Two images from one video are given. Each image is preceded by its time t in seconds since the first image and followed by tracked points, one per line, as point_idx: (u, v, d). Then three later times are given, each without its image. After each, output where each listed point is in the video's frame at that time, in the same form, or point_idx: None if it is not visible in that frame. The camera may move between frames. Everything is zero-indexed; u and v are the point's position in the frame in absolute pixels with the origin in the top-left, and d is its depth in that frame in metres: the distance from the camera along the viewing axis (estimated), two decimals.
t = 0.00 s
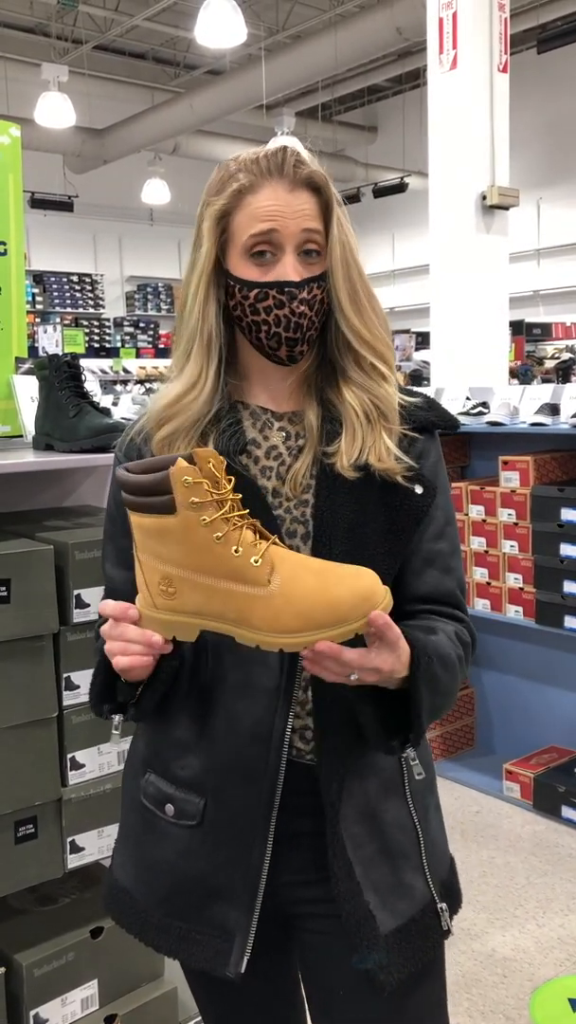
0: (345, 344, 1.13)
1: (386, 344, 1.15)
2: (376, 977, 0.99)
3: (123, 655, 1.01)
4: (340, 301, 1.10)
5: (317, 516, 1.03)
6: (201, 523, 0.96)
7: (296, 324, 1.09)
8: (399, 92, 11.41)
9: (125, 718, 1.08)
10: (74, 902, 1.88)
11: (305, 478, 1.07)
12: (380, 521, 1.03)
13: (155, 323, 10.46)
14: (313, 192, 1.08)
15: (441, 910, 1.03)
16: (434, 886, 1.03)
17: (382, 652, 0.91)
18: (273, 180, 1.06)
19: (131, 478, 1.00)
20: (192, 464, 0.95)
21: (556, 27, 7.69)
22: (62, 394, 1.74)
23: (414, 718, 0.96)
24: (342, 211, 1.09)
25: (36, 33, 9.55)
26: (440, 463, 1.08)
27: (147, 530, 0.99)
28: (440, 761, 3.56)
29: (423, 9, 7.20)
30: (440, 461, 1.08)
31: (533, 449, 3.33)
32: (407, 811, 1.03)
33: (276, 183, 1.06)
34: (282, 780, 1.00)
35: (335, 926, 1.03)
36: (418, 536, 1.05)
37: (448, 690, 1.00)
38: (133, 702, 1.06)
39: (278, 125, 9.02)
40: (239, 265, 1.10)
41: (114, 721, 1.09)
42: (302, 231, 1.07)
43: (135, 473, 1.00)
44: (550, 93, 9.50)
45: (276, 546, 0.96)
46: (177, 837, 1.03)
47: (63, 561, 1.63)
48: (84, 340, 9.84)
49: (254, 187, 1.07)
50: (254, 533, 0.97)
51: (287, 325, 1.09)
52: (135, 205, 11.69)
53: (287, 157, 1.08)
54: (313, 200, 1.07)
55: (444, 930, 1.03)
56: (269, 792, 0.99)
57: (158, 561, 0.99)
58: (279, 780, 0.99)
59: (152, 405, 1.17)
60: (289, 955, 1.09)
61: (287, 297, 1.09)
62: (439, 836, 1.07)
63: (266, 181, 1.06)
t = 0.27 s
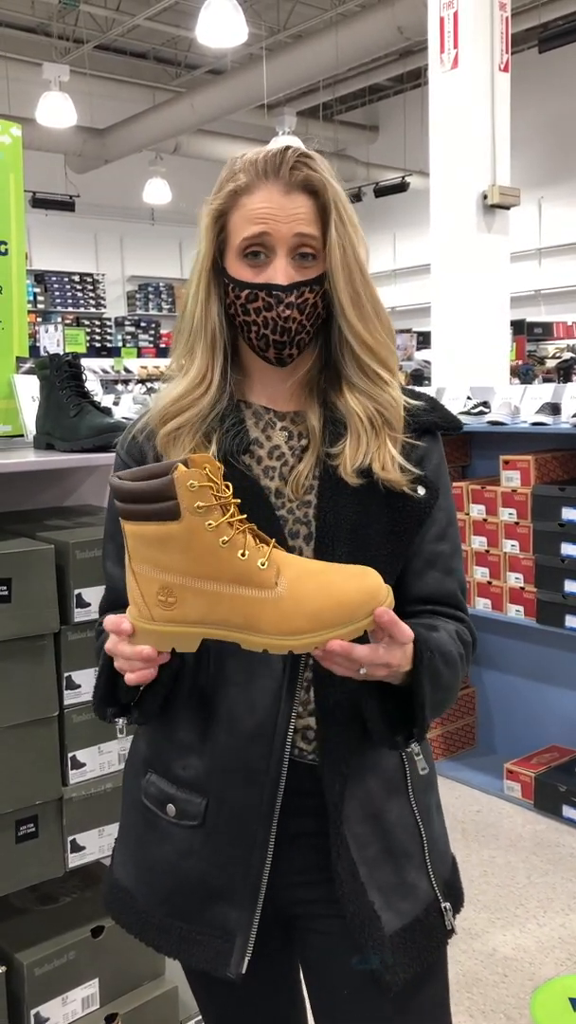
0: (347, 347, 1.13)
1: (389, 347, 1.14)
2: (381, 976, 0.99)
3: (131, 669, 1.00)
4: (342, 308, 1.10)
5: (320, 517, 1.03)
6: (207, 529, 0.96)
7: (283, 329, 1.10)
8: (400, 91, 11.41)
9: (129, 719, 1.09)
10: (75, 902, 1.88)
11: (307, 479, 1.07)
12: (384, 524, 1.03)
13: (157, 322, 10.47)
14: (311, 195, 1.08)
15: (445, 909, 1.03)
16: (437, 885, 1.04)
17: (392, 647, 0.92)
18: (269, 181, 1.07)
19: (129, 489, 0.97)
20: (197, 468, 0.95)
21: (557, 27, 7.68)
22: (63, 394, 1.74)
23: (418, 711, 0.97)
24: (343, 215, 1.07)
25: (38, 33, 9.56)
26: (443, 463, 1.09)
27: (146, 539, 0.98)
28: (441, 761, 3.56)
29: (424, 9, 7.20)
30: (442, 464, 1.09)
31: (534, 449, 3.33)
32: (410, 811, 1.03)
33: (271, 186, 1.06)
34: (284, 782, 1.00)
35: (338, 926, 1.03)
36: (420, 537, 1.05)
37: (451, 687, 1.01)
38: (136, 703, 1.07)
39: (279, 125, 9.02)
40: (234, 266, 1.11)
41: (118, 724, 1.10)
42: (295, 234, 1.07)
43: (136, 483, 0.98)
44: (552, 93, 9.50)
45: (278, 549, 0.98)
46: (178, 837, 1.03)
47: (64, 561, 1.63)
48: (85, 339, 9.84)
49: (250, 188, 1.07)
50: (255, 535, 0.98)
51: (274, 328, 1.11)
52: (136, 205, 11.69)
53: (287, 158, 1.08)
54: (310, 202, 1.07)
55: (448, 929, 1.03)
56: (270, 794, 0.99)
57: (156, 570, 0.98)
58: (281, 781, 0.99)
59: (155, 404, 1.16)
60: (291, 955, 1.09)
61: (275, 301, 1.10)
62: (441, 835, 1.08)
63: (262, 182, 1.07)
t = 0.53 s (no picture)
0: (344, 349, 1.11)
1: (387, 350, 1.14)
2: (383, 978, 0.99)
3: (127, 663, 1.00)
4: (335, 313, 1.09)
5: (322, 516, 1.03)
6: (204, 521, 0.96)
7: (274, 332, 1.11)
8: (401, 90, 11.40)
9: (126, 718, 1.08)
10: (76, 900, 1.89)
11: (308, 478, 1.07)
12: (385, 523, 1.03)
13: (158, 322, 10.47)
14: (305, 198, 1.08)
15: (446, 911, 1.03)
16: (439, 886, 1.04)
17: (388, 643, 0.92)
18: (263, 184, 1.07)
19: (126, 480, 0.98)
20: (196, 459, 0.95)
21: (558, 25, 7.67)
22: (64, 393, 1.74)
23: (416, 711, 0.97)
24: (336, 219, 1.07)
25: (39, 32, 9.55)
26: (445, 464, 1.09)
27: (143, 531, 0.98)
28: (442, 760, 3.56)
29: (425, 8, 7.19)
30: (444, 465, 1.09)
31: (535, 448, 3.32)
32: (412, 812, 1.03)
33: (265, 188, 1.06)
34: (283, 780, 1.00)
35: (339, 927, 1.03)
36: (421, 538, 1.05)
37: (450, 686, 1.01)
38: (133, 699, 1.06)
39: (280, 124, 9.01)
40: (230, 268, 1.11)
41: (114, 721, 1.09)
42: (288, 238, 1.07)
43: (133, 475, 0.98)
44: (553, 92, 9.49)
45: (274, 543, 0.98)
46: (177, 836, 1.03)
47: (65, 560, 1.64)
48: (87, 339, 9.83)
49: (245, 191, 1.08)
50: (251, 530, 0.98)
51: (266, 331, 1.11)
52: (137, 204, 11.69)
53: (283, 160, 1.08)
54: (304, 206, 1.07)
55: (449, 931, 1.03)
56: (269, 792, 0.99)
57: (152, 563, 0.98)
58: (280, 779, 0.99)
59: (156, 402, 1.17)
60: (291, 955, 1.09)
61: (265, 306, 1.10)
62: (442, 836, 1.08)
63: (257, 185, 1.07)
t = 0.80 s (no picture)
0: (347, 346, 1.11)
1: (390, 347, 1.13)
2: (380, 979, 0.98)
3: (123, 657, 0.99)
4: (339, 308, 1.09)
5: (321, 516, 1.03)
6: (202, 514, 0.96)
7: (278, 329, 1.11)
8: (403, 88, 11.38)
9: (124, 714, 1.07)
10: (77, 899, 1.89)
11: (308, 478, 1.07)
12: (385, 523, 1.03)
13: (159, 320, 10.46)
14: (310, 194, 1.07)
15: (445, 912, 1.03)
16: (438, 887, 1.03)
17: (386, 639, 0.91)
18: (268, 179, 1.06)
19: (125, 475, 0.97)
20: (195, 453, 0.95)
21: (560, 24, 7.66)
22: (65, 392, 1.74)
23: (415, 709, 0.97)
24: (341, 215, 1.07)
25: (41, 31, 9.55)
26: (446, 463, 1.09)
27: (140, 524, 0.97)
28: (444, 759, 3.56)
29: (428, 6, 7.19)
30: (444, 464, 1.08)
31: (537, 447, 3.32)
32: (411, 812, 1.02)
33: (269, 184, 1.06)
34: (282, 779, 1.00)
35: (338, 927, 1.03)
36: (422, 537, 1.04)
37: (450, 686, 1.01)
38: (132, 696, 1.06)
39: (282, 123, 9.00)
40: (233, 264, 1.11)
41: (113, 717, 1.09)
42: (293, 234, 1.06)
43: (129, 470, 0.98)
44: (555, 90, 9.48)
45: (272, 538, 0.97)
46: (176, 836, 1.03)
47: (66, 558, 1.64)
48: (89, 337, 9.83)
49: (249, 187, 1.07)
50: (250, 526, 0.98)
51: (270, 327, 1.11)
52: (139, 203, 11.68)
53: (287, 157, 1.07)
54: (309, 202, 1.06)
55: (447, 932, 1.02)
56: (268, 792, 0.99)
57: (149, 556, 0.98)
58: (278, 779, 0.99)
59: (157, 399, 1.16)
60: (290, 955, 1.09)
61: (269, 302, 1.10)
62: (442, 837, 1.07)
63: (261, 181, 1.06)
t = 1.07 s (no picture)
0: (349, 343, 1.11)
1: (391, 345, 1.13)
2: (381, 978, 0.98)
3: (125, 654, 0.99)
4: (342, 304, 1.09)
5: (322, 516, 1.03)
6: (206, 511, 0.96)
7: (282, 322, 1.10)
8: (406, 87, 11.37)
9: (126, 712, 1.07)
10: (80, 899, 1.89)
11: (309, 477, 1.07)
12: (387, 523, 1.03)
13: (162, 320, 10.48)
14: (315, 189, 1.07)
15: (446, 910, 1.03)
16: (438, 886, 1.03)
17: (389, 636, 0.91)
18: (273, 174, 1.06)
19: (129, 471, 0.98)
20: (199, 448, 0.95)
21: (563, 22, 7.65)
22: (68, 391, 1.74)
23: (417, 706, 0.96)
24: (346, 210, 1.07)
25: (43, 30, 9.54)
26: (446, 462, 1.09)
27: (144, 521, 0.98)
28: (446, 758, 3.56)
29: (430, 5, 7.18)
30: (445, 462, 1.08)
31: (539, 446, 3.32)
32: (412, 810, 1.02)
33: (275, 178, 1.06)
34: (284, 779, 1.00)
35: (339, 926, 1.03)
36: (423, 536, 1.05)
37: (451, 684, 1.01)
38: (135, 694, 1.06)
39: (284, 121, 9.00)
40: (237, 259, 1.10)
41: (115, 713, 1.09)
42: (297, 229, 1.06)
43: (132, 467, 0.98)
44: (558, 89, 9.47)
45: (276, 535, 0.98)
46: (178, 835, 1.03)
47: (69, 557, 1.64)
48: (91, 337, 9.83)
49: (254, 181, 1.07)
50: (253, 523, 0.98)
51: (273, 322, 1.11)
52: (141, 202, 11.68)
53: (292, 151, 1.07)
54: (314, 197, 1.06)
55: (448, 930, 1.02)
56: (270, 791, 0.99)
57: (154, 554, 0.98)
58: (281, 778, 0.99)
59: (158, 397, 1.16)
60: (292, 955, 1.09)
61: (275, 295, 1.09)
62: (443, 835, 1.07)
63: (267, 176, 1.06)
